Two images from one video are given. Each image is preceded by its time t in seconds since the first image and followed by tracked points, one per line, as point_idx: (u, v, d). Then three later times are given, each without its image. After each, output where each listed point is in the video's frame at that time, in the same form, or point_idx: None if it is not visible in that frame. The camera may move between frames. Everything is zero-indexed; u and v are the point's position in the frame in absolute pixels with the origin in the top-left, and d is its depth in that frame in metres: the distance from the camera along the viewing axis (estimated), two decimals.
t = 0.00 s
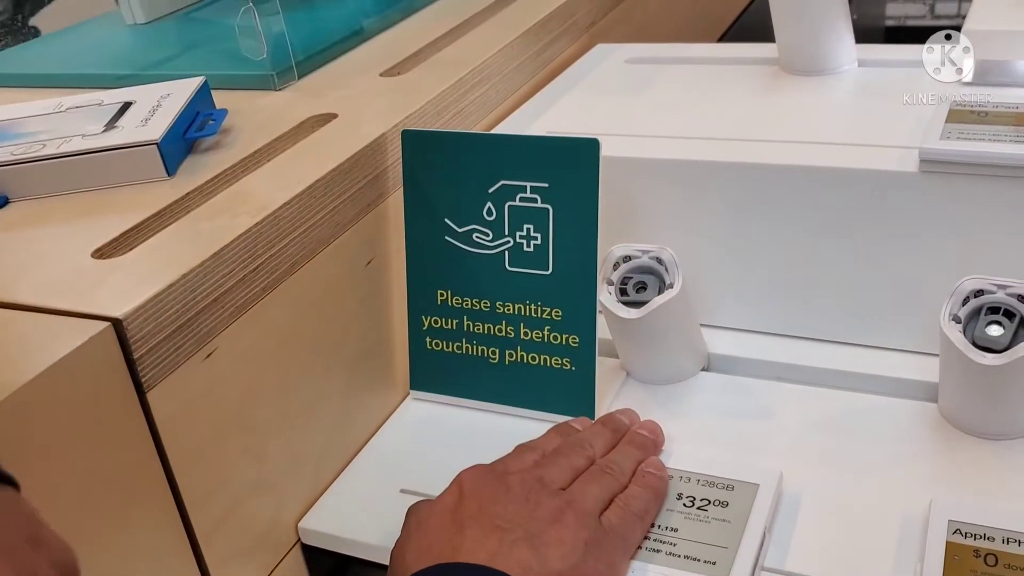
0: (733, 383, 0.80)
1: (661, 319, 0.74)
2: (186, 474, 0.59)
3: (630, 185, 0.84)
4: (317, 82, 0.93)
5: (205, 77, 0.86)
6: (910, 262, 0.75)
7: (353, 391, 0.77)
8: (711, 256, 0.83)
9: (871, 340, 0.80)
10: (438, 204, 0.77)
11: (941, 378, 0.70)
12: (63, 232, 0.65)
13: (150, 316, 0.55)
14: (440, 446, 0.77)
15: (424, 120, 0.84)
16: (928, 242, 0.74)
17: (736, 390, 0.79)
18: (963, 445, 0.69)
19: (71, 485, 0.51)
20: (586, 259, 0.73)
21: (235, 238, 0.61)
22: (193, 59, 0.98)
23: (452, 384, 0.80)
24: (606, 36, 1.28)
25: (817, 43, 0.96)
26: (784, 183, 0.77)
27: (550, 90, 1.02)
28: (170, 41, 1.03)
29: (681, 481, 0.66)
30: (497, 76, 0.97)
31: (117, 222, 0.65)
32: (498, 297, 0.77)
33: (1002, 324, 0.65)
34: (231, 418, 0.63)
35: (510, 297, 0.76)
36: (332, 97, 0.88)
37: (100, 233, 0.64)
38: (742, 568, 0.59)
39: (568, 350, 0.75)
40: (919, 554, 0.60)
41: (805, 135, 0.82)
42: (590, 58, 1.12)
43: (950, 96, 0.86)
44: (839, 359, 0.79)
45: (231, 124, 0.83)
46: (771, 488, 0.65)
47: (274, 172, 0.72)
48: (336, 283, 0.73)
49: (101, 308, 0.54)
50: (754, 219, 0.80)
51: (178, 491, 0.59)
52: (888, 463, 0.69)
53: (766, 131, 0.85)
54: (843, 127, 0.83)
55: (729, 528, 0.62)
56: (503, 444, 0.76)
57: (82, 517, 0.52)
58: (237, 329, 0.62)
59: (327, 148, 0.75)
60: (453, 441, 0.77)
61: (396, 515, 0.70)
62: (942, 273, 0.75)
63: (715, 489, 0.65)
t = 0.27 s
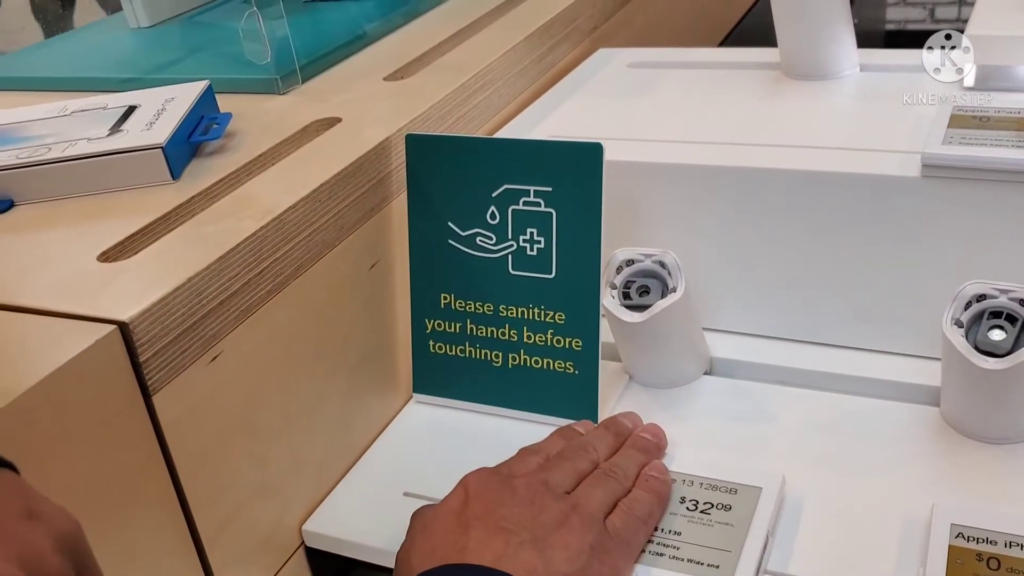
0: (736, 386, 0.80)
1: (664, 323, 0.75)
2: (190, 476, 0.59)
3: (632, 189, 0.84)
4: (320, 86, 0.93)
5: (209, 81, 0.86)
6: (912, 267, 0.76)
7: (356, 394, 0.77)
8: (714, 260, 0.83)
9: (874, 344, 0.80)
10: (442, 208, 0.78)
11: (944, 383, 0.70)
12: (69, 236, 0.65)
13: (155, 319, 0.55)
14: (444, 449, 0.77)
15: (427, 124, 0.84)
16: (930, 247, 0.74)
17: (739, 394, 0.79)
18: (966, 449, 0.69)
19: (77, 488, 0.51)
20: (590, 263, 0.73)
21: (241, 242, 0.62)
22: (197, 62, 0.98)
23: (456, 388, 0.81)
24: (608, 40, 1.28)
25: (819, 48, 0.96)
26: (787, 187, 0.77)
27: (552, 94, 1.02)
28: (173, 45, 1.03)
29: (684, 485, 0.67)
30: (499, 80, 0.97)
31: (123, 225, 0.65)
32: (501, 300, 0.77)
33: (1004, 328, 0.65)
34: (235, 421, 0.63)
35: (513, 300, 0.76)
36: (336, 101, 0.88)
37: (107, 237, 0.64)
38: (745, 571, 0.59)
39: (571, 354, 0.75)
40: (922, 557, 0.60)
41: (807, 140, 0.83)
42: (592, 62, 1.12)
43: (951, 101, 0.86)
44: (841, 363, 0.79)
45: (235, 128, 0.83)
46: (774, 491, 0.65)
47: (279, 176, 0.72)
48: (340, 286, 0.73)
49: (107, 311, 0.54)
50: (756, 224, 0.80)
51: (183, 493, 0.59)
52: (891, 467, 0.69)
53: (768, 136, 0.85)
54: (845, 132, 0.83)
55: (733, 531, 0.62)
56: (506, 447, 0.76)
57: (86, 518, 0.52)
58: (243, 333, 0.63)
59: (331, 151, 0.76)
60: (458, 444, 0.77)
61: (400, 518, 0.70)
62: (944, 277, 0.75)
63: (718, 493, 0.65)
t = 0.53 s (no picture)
0: (737, 384, 0.80)
1: (665, 320, 0.75)
2: (192, 472, 0.59)
3: (633, 186, 0.84)
4: (321, 84, 0.93)
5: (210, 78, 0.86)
6: (913, 264, 0.76)
7: (357, 391, 0.77)
8: (715, 258, 0.83)
9: (874, 342, 0.80)
10: (443, 205, 0.78)
11: (945, 380, 0.70)
12: (70, 231, 0.65)
13: (157, 315, 0.55)
14: (445, 446, 0.77)
15: (428, 122, 0.84)
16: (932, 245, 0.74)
17: (739, 391, 0.79)
18: (967, 446, 0.69)
19: (79, 483, 0.51)
20: (591, 260, 0.73)
21: (242, 238, 0.62)
22: (198, 60, 0.98)
23: (456, 385, 0.81)
24: (609, 39, 1.28)
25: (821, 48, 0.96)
26: (788, 185, 0.77)
27: (553, 92, 1.02)
28: (174, 43, 1.03)
29: (685, 481, 0.67)
30: (500, 78, 0.97)
31: (124, 222, 0.65)
32: (502, 298, 0.77)
33: (1006, 325, 0.65)
34: (237, 416, 0.63)
35: (514, 297, 0.76)
36: (337, 98, 0.88)
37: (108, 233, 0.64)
38: (746, 567, 0.59)
39: (572, 351, 0.75)
40: (922, 554, 0.60)
41: (808, 138, 0.83)
42: (593, 60, 1.13)
43: (952, 100, 0.86)
44: (842, 360, 0.79)
45: (236, 125, 0.83)
46: (775, 488, 0.65)
47: (280, 173, 0.72)
48: (341, 283, 0.73)
49: (109, 306, 0.54)
50: (757, 221, 0.80)
51: (184, 489, 0.59)
52: (892, 465, 0.69)
53: (769, 134, 0.85)
54: (846, 130, 0.83)
55: (734, 527, 0.62)
56: (507, 444, 0.76)
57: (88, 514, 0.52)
58: (244, 329, 0.63)
59: (333, 148, 0.76)
60: (458, 441, 0.77)
61: (401, 514, 0.70)
62: (946, 275, 0.75)
63: (718, 489, 0.65)
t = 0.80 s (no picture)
0: (735, 381, 0.80)
1: (662, 316, 0.74)
2: (185, 467, 0.59)
3: (631, 182, 0.83)
4: (317, 78, 0.93)
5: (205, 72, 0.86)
6: (912, 260, 0.75)
7: (352, 387, 0.76)
8: (713, 254, 0.83)
9: (873, 338, 0.80)
10: (439, 200, 0.77)
11: (944, 376, 0.69)
12: (63, 224, 0.65)
13: (149, 307, 0.54)
14: (441, 442, 0.76)
15: (424, 116, 0.83)
16: (931, 240, 0.74)
17: (737, 388, 0.79)
18: (967, 442, 0.68)
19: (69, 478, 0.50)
20: (588, 255, 0.72)
21: (236, 231, 0.61)
22: (193, 55, 0.98)
23: (453, 381, 0.80)
24: (606, 36, 1.28)
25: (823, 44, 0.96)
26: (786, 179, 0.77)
27: (551, 88, 1.02)
28: (170, 38, 1.02)
29: (682, 477, 0.66)
30: (497, 73, 0.97)
31: (117, 215, 0.65)
32: (499, 293, 0.76)
33: (1006, 319, 0.65)
34: (231, 411, 0.62)
35: (511, 293, 0.76)
36: (333, 92, 0.88)
37: (100, 226, 0.63)
38: (744, 563, 0.58)
39: (569, 347, 0.75)
40: (922, 550, 0.60)
41: (807, 133, 0.82)
42: (591, 57, 1.12)
43: (952, 96, 0.86)
44: (839, 357, 0.79)
45: (231, 119, 0.83)
46: (773, 484, 0.64)
47: (275, 166, 0.71)
48: (336, 278, 0.73)
49: (101, 298, 0.54)
50: (756, 217, 0.80)
51: (177, 484, 0.58)
52: (891, 461, 0.68)
53: (767, 129, 0.84)
54: (845, 125, 0.83)
55: (732, 523, 0.61)
56: (504, 441, 0.75)
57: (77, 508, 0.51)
58: (238, 322, 0.62)
59: (328, 142, 0.75)
60: (454, 438, 0.76)
61: (397, 510, 0.69)
62: (945, 270, 0.75)
63: (716, 485, 0.65)
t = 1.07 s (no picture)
0: (731, 378, 0.79)
1: (659, 312, 0.74)
2: (177, 464, 0.58)
3: (627, 178, 0.83)
4: (312, 74, 0.92)
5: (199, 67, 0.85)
6: (910, 257, 0.75)
7: (347, 384, 0.76)
8: (709, 250, 0.82)
9: (871, 335, 0.79)
10: (434, 196, 0.77)
11: (942, 373, 0.69)
12: (54, 219, 0.64)
13: (140, 301, 0.54)
14: (435, 440, 0.76)
15: (419, 111, 0.83)
16: (929, 236, 0.73)
17: (734, 386, 0.78)
18: (965, 440, 0.68)
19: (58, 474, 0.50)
20: (583, 251, 0.72)
21: (228, 226, 0.61)
22: (188, 50, 0.97)
23: (448, 378, 0.79)
24: (603, 33, 1.27)
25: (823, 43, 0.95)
26: (783, 175, 0.76)
27: (547, 84, 1.01)
28: (164, 33, 1.01)
29: (678, 475, 0.66)
30: (493, 69, 0.96)
31: (108, 210, 0.64)
32: (494, 289, 0.76)
33: (1004, 316, 0.64)
34: (223, 408, 0.62)
35: (506, 289, 0.75)
36: (327, 87, 0.87)
37: (91, 221, 0.63)
38: (741, 561, 0.58)
39: (564, 344, 0.74)
40: (920, 548, 0.59)
41: (804, 129, 0.82)
42: (587, 53, 1.11)
43: (950, 92, 0.85)
44: (836, 354, 0.78)
45: (225, 114, 0.82)
46: (769, 481, 0.64)
47: (269, 161, 0.71)
48: (330, 274, 0.72)
49: (91, 292, 0.53)
50: (753, 213, 0.79)
51: (168, 481, 0.58)
52: (889, 459, 0.68)
53: (764, 125, 0.84)
54: (842, 121, 0.83)
55: (728, 521, 0.61)
56: (499, 439, 0.75)
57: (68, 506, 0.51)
58: (230, 318, 0.61)
59: (323, 137, 0.75)
60: (449, 435, 0.76)
61: (391, 508, 0.69)
62: (943, 267, 0.74)
63: (712, 483, 0.64)
